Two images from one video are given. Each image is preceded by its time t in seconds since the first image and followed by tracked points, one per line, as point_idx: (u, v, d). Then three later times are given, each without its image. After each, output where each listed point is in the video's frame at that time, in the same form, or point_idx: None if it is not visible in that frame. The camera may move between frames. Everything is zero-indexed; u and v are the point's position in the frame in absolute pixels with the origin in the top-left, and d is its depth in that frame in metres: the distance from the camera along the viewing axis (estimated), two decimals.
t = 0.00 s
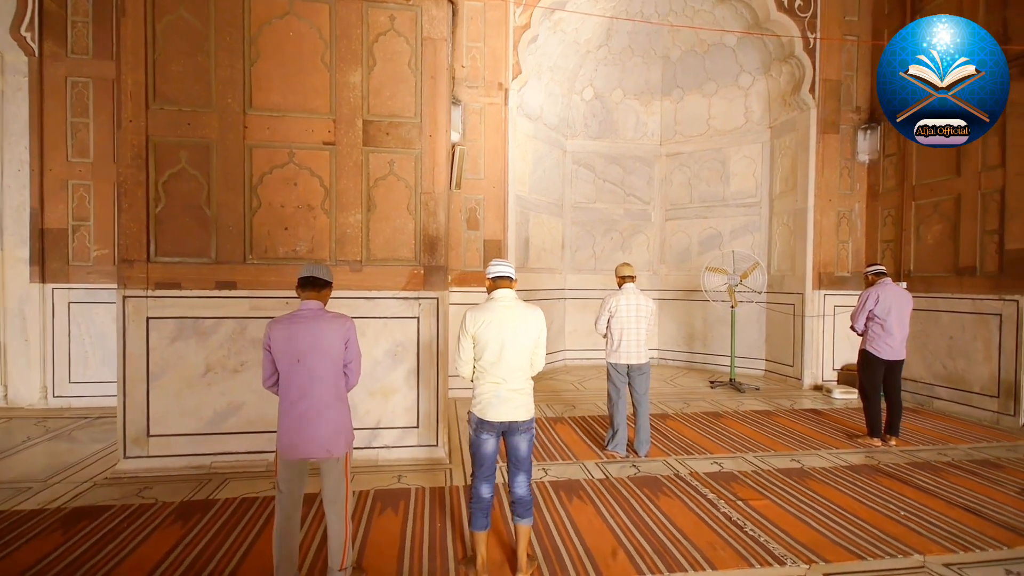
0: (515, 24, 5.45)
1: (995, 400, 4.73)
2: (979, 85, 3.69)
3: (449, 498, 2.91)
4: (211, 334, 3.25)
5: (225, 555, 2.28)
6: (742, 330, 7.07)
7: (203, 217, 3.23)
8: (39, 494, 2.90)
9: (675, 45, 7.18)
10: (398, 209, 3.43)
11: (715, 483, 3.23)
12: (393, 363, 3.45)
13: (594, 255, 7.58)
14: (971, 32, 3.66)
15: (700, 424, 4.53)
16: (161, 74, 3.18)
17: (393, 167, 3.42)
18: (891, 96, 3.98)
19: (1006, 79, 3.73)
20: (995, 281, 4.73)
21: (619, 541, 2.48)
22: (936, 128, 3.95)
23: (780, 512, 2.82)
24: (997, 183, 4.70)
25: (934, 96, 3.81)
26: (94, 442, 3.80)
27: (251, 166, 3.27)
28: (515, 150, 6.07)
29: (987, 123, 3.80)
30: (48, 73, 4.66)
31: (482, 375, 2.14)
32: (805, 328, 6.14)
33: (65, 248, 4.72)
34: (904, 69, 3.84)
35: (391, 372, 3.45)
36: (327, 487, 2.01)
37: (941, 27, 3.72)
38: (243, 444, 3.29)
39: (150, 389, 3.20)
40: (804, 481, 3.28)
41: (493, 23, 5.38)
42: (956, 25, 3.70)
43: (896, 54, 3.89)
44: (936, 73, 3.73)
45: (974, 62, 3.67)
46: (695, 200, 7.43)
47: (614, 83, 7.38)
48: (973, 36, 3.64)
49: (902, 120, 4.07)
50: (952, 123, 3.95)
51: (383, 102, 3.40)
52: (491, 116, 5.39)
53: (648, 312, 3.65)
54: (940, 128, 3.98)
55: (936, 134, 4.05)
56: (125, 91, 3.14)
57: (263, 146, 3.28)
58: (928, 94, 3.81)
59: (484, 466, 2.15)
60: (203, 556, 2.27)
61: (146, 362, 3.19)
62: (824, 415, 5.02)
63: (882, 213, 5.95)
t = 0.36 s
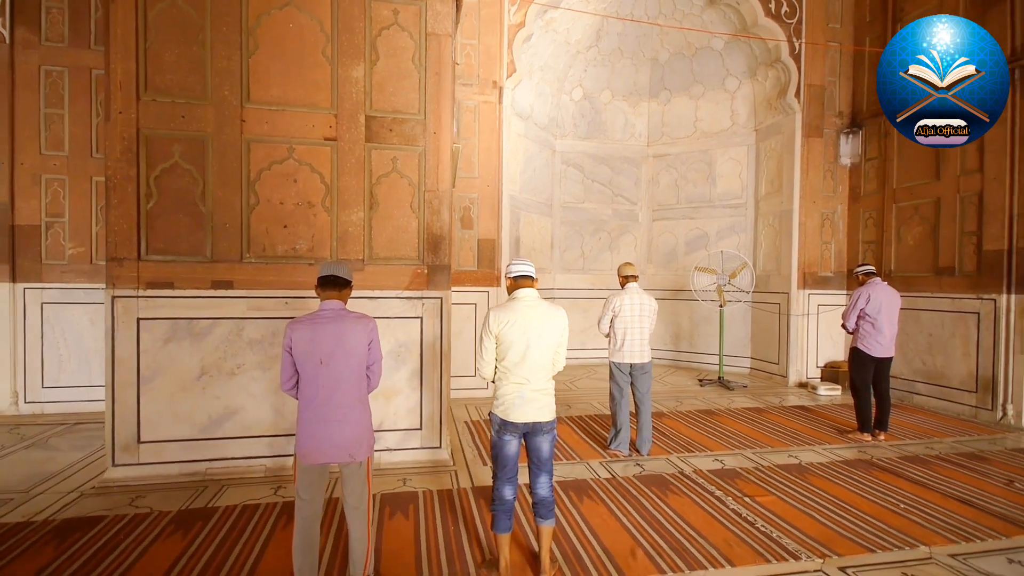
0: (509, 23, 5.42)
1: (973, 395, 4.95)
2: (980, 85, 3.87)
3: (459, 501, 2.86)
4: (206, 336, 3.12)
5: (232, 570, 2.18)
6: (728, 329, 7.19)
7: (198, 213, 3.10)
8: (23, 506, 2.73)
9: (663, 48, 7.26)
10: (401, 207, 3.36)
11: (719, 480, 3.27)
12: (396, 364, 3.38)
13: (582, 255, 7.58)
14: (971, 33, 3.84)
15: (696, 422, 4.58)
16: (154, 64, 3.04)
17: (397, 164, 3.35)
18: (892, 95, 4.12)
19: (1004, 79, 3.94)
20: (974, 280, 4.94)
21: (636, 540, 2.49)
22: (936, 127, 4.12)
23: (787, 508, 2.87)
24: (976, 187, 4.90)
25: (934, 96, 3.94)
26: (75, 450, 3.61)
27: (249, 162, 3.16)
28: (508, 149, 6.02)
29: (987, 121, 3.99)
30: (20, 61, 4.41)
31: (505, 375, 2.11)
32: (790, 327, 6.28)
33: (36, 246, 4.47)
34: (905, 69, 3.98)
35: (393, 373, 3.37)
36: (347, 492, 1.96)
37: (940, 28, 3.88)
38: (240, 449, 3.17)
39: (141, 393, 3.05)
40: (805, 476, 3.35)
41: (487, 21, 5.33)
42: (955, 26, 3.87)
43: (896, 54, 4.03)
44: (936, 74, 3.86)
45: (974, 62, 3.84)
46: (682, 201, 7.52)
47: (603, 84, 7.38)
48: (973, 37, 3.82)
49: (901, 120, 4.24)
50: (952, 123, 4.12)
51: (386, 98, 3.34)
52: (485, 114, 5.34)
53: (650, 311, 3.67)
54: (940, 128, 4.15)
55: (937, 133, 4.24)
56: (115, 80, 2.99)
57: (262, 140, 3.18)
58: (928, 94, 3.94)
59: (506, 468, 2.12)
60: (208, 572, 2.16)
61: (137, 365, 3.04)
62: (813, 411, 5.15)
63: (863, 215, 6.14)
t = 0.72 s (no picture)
0: (502, 21, 5.41)
1: (949, 390, 5.15)
2: (980, 84, 4.16)
3: (465, 501, 2.84)
4: (200, 336, 3.02)
5: None
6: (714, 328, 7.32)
7: (191, 209, 3.00)
8: (6, 516, 2.60)
9: (650, 50, 7.34)
10: (401, 204, 3.32)
11: (718, 475, 3.32)
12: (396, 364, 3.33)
13: (570, 255, 7.57)
14: (971, 34, 4.13)
15: (689, 419, 4.64)
16: (145, 54, 2.94)
17: (396, 160, 3.30)
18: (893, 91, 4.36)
19: (1003, 80, 4.24)
20: (950, 279, 5.14)
21: (646, 536, 2.51)
22: (937, 126, 4.41)
23: (786, 501, 2.93)
24: (952, 189, 5.11)
25: (935, 95, 4.19)
26: (56, 456, 3.45)
27: (244, 157, 3.07)
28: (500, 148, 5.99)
29: (986, 121, 4.27)
30: None
31: (521, 372, 2.10)
32: (774, 325, 6.43)
33: (9, 245, 4.25)
34: (906, 69, 4.22)
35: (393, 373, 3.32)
36: (362, 491, 1.92)
37: (942, 29, 4.11)
38: (236, 453, 3.08)
39: (132, 396, 2.94)
40: (799, 470, 3.43)
41: (480, 19, 5.31)
42: (956, 28, 4.13)
43: (897, 54, 4.27)
44: (938, 73, 4.10)
45: (975, 63, 4.12)
46: (668, 202, 7.61)
47: (591, 85, 7.41)
48: (973, 38, 4.12)
49: (903, 118, 4.53)
50: (953, 123, 4.39)
51: (386, 93, 3.29)
52: (477, 112, 5.32)
53: (649, 310, 3.71)
54: (939, 128, 4.47)
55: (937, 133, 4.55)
56: (104, 70, 2.87)
57: (258, 135, 3.09)
58: (930, 93, 4.20)
59: (521, 465, 2.11)
60: None
61: (127, 367, 2.93)
62: (799, 407, 5.28)
63: (843, 216, 6.33)
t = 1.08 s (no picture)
0: (487, 19, 5.39)
1: (910, 382, 5.46)
2: (979, 84, 4.69)
3: (466, 501, 2.82)
4: (184, 337, 2.88)
5: None
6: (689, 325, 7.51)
7: (174, 204, 2.86)
8: None
9: (628, 53, 7.44)
10: (395, 201, 3.26)
11: (708, 468, 3.42)
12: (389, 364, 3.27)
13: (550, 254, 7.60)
14: (970, 36, 4.64)
15: (672, 415, 4.75)
16: (124, 40, 2.78)
17: (390, 157, 3.24)
18: (895, 92, 4.91)
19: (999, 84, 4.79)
20: (911, 278, 5.44)
21: (648, 530, 2.55)
22: (936, 126, 4.91)
23: (775, 492, 3.05)
24: (912, 194, 5.41)
25: (935, 94, 4.71)
26: (20, 466, 3.23)
27: (232, 150, 2.95)
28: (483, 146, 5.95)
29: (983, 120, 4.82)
30: None
31: (533, 371, 2.10)
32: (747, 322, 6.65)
33: None
34: (906, 68, 4.75)
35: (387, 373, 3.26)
36: (375, 494, 1.88)
37: (942, 30, 4.65)
38: (223, 458, 2.96)
39: (111, 401, 2.78)
40: (783, 462, 3.57)
41: (465, 16, 5.28)
42: (956, 30, 4.66)
43: (898, 54, 4.81)
44: (937, 73, 4.61)
45: (974, 63, 4.63)
46: (645, 202, 7.77)
47: (570, 86, 7.45)
48: (973, 40, 4.62)
49: (902, 118, 5.07)
50: (952, 123, 4.90)
51: (379, 88, 3.22)
52: (463, 110, 5.29)
53: (639, 308, 3.77)
54: (941, 129, 4.96)
55: (937, 134, 5.01)
56: (80, 55, 2.70)
57: (246, 127, 2.97)
58: (930, 92, 4.72)
59: (533, 464, 2.12)
60: None
61: (106, 370, 2.77)
62: (773, 401, 5.48)
63: (811, 218, 6.60)
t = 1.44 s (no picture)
0: (465, 19, 5.40)
1: (861, 375, 5.84)
2: (978, 83, 5.15)
3: (460, 501, 2.83)
4: (160, 340, 2.75)
5: None
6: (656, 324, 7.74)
7: (150, 200, 2.72)
8: None
9: (599, 58, 7.55)
10: (382, 200, 3.22)
11: (688, 461, 3.56)
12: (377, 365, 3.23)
13: (522, 255, 7.66)
14: (968, 35, 5.01)
15: (647, 411, 4.89)
16: (96, 25, 2.62)
17: (376, 155, 3.20)
18: (897, 92, 5.25)
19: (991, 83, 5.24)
20: (862, 278, 5.82)
21: (640, 522, 2.64)
22: (934, 125, 5.33)
23: (753, 481, 3.21)
24: (863, 200, 5.79)
25: (934, 94, 5.13)
26: None
27: (212, 144, 2.83)
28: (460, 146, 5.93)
29: (976, 115, 5.35)
30: None
31: (536, 369, 2.14)
32: (712, 321, 6.93)
33: None
34: (906, 69, 5.14)
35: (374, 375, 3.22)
36: (383, 494, 1.87)
37: (941, 30, 5.02)
38: (203, 466, 2.84)
39: (80, 408, 2.62)
40: (756, 452, 3.76)
41: (443, 15, 5.27)
42: (953, 29, 5.02)
43: (897, 55, 5.19)
44: (937, 73, 5.03)
45: (972, 62, 5.04)
46: (614, 204, 7.93)
47: (542, 88, 7.53)
48: (971, 38, 5.00)
49: (901, 120, 5.36)
50: (948, 122, 5.41)
51: (366, 85, 3.17)
52: (440, 109, 5.26)
53: (621, 307, 3.87)
54: (941, 127, 5.42)
55: (937, 133, 5.46)
56: (46, 40, 2.53)
57: (228, 121, 2.86)
58: (929, 92, 5.13)
59: (535, 461, 2.15)
60: None
61: (74, 375, 2.61)
62: (739, 395, 5.74)
63: (771, 221, 6.94)
